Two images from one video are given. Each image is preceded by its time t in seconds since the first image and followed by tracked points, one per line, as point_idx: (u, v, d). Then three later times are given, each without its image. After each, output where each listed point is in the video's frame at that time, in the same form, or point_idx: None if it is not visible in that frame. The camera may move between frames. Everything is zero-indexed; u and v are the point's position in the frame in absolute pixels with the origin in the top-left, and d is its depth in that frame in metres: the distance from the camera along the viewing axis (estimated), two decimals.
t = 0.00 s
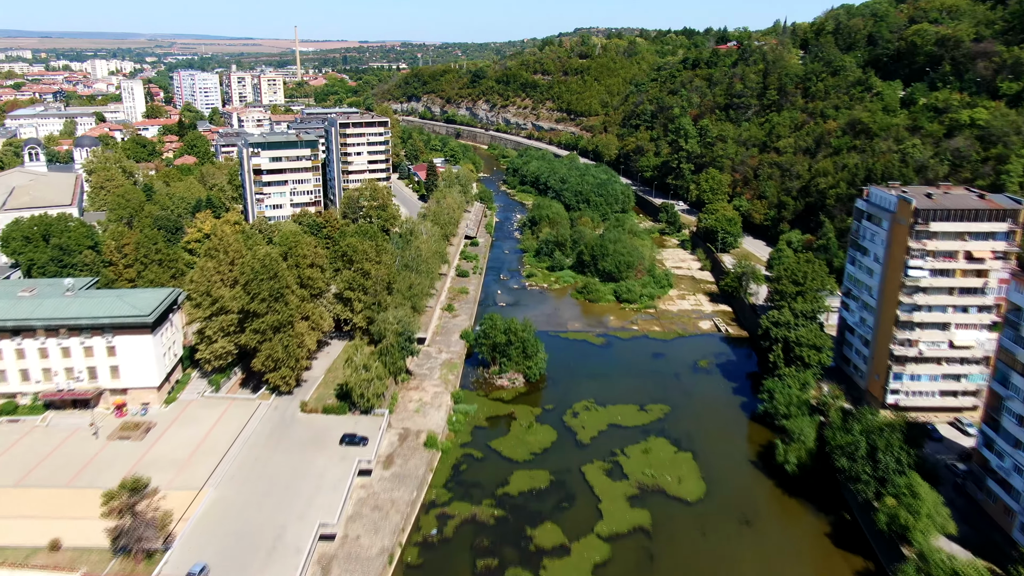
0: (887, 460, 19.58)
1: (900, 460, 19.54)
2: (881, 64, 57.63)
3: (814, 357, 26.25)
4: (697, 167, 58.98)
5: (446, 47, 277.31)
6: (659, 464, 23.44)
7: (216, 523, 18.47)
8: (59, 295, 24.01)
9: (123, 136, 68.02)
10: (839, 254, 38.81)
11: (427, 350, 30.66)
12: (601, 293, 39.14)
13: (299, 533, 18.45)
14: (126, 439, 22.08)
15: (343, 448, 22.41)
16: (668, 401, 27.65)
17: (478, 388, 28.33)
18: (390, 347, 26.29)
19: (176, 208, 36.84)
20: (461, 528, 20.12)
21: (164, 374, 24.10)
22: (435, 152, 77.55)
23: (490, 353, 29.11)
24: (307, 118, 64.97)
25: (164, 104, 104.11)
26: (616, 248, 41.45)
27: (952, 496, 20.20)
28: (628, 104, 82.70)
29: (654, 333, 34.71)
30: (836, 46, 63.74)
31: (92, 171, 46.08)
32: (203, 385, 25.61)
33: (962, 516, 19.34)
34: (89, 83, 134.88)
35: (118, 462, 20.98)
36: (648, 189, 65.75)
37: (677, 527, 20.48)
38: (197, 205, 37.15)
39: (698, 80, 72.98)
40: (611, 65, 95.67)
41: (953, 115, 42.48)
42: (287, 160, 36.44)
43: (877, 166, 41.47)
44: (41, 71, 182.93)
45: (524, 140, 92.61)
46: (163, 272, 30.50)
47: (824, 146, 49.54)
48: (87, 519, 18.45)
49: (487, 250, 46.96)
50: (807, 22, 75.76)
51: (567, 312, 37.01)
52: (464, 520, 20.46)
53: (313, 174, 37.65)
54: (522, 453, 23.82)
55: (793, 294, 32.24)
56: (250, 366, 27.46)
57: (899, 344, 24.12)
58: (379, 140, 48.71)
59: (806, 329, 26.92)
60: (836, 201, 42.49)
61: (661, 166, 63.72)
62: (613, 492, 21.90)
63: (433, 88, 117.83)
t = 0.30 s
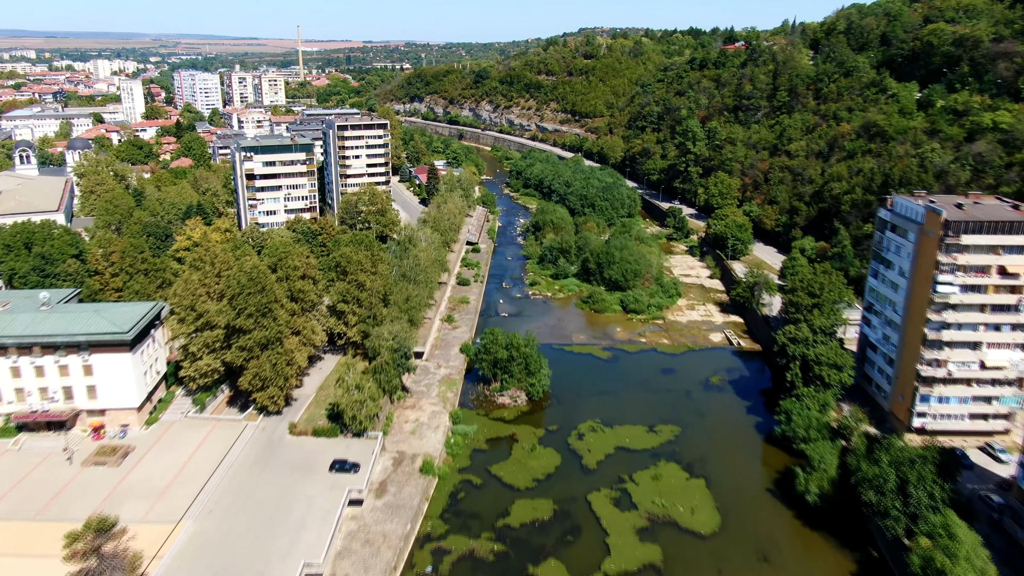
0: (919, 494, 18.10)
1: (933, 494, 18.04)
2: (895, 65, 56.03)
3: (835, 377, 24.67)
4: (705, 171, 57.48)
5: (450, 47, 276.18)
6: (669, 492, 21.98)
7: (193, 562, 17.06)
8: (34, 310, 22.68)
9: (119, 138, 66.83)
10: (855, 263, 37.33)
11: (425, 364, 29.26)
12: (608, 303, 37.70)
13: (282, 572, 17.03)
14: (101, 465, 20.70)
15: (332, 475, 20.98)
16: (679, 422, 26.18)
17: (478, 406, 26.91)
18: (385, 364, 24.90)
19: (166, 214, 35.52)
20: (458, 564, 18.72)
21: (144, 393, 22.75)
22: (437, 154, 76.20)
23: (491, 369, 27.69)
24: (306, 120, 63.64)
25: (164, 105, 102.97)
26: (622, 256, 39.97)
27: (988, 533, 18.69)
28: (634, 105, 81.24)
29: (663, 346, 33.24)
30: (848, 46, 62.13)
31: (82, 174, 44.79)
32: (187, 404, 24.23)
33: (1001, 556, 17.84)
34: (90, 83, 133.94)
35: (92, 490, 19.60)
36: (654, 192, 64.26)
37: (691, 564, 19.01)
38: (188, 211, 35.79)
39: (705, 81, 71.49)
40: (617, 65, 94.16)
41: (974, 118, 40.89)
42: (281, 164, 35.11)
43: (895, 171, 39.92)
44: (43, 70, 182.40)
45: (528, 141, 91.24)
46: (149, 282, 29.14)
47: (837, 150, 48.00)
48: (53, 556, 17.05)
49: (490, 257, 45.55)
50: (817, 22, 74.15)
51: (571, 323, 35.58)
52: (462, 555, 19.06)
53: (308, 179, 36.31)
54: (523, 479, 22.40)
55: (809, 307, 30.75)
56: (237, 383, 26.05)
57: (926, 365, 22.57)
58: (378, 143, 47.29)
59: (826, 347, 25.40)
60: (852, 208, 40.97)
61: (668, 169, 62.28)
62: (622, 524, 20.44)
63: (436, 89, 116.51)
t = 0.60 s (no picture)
0: (957, 535, 16.58)
1: (972, 536, 16.53)
2: (910, 65, 54.41)
3: (858, 399, 23.12)
4: (714, 174, 55.97)
5: (453, 47, 275.03)
6: (682, 524, 20.49)
7: None
8: (6, 326, 21.33)
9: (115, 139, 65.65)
10: (872, 272, 35.86)
11: (423, 380, 27.85)
12: (614, 313, 36.24)
13: None
14: (73, 494, 19.32)
15: (320, 506, 19.53)
16: (690, 445, 24.67)
17: (478, 426, 25.48)
18: (380, 384, 23.49)
19: (155, 220, 34.17)
20: None
21: (122, 416, 21.42)
22: (439, 156, 74.82)
23: (492, 387, 26.24)
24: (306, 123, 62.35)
25: (164, 105, 101.81)
26: (630, 264, 38.48)
27: None
28: (640, 106, 79.74)
29: (672, 360, 31.73)
30: (860, 46, 60.54)
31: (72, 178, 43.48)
32: (169, 426, 22.85)
33: None
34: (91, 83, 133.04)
35: (62, 523, 18.21)
36: (661, 196, 62.74)
37: None
38: (178, 217, 34.39)
39: (713, 82, 69.95)
40: (622, 65, 92.64)
41: (997, 122, 39.30)
42: (274, 169, 33.69)
43: (914, 176, 38.36)
44: (45, 70, 181.86)
45: (532, 142, 89.83)
46: (134, 293, 27.89)
47: (851, 153, 46.45)
48: None
49: (492, 263, 44.13)
50: (828, 22, 72.52)
51: (576, 335, 34.15)
52: None
53: (303, 185, 34.91)
54: (526, 509, 20.94)
55: (826, 321, 29.23)
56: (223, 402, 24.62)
57: (958, 388, 21.01)
58: (377, 146, 45.76)
59: (847, 366, 23.87)
60: (868, 214, 39.44)
61: (675, 172, 60.82)
62: (631, 561, 18.97)
63: (439, 89, 115.20)
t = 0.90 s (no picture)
0: None
1: None
2: (926, 66, 52.76)
3: (883, 425, 21.56)
4: (723, 179, 54.47)
5: (457, 47, 273.81)
6: (696, 562, 18.98)
7: None
8: None
9: (111, 141, 64.42)
10: (890, 283, 34.37)
11: (420, 399, 26.42)
12: (621, 325, 34.78)
13: None
14: (40, 528, 17.92)
15: (306, 542, 18.05)
16: (704, 471, 23.15)
17: (477, 450, 24.02)
18: (372, 406, 22.06)
19: (143, 227, 32.82)
20: None
21: (96, 442, 20.07)
22: (441, 158, 73.47)
23: (492, 408, 24.78)
24: (304, 125, 61.02)
25: (163, 107, 100.68)
26: (637, 272, 36.97)
27: None
28: (646, 107, 78.21)
29: (682, 376, 30.22)
30: (874, 46, 58.93)
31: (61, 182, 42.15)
32: (148, 451, 21.48)
33: None
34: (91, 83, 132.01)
35: (26, 561, 16.82)
36: (668, 200, 61.23)
37: None
38: (166, 224, 33.04)
39: (721, 83, 68.41)
40: (628, 65, 91.08)
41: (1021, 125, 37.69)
42: (266, 174, 32.29)
43: (934, 181, 36.81)
44: (47, 70, 181.25)
45: (536, 144, 88.41)
46: (117, 306, 26.61)
47: (866, 157, 44.89)
48: None
49: (494, 271, 42.69)
50: (839, 21, 70.84)
51: (582, 348, 32.66)
52: None
53: (297, 190, 33.42)
54: (527, 544, 19.49)
55: (846, 336, 27.69)
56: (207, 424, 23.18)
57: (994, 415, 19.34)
58: (375, 150, 44.12)
59: (872, 388, 22.32)
60: (886, 221, 37.88)
61: (683, 176, 59.35)
62: None
63: (442, 90, 113.86)
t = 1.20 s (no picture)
0: None
1: None
2: (943, 67, 51.12)
3: (913, 454, 20.00)
4: (732, 183, 53.02)
5: (460, 47, 272.64)
6: None
7: None
8: None
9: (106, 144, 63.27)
10: (910, 294, 32.84)
11: (416, 420, 24.96)
12: (628, 337, 33.29)
13: None
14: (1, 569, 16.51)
15: None
16: (718, 501, 21.63)
17: (476, 476, 22.56)
18: (363, 432, 20.59)
19: (130, 235, 31.47)
20: None
21: (66, 472, 18.67)
22: (443, 161, 72.18)
23: (492, 431, 23.32)
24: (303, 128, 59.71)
25: (163, 108, 99.68)
26: (645, 282, 35.49)
27: None
28: (652, 108, 76.73)
29: (694, 393, 28.69)
30: (887, 46, 57.28)
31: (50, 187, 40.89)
32: (124, 479, 20.06)
33: None
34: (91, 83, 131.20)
35: None
36: (675, 204, 59.71)
37: None
38: (153, 232, 31.68)
39: (729, 84, 66.88)
40: (633, 66, 89.52)
41: None
42: (258, 180, 30.84)
43: (956, 188, 35.24)
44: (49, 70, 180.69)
45: (540, 146, 87.05)
46: (97, 320, 25.22)
47: (882, 162, 43.33)
48: None
49: (495, 279, 41.22)
50: (851, 21, 69.17)
51: (587, 363, 31.17)
52: None
53: (290, 197, 31.94)
54: None
55: (867, 353, 26.11)
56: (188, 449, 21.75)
57: None
58: (374, 153, 42.74)
59: (900, 414, 20.77)
60: (904, 229, 36.34)
61: (690, 179, 57.91)
62: None
63: (445, 90, 112.52)
